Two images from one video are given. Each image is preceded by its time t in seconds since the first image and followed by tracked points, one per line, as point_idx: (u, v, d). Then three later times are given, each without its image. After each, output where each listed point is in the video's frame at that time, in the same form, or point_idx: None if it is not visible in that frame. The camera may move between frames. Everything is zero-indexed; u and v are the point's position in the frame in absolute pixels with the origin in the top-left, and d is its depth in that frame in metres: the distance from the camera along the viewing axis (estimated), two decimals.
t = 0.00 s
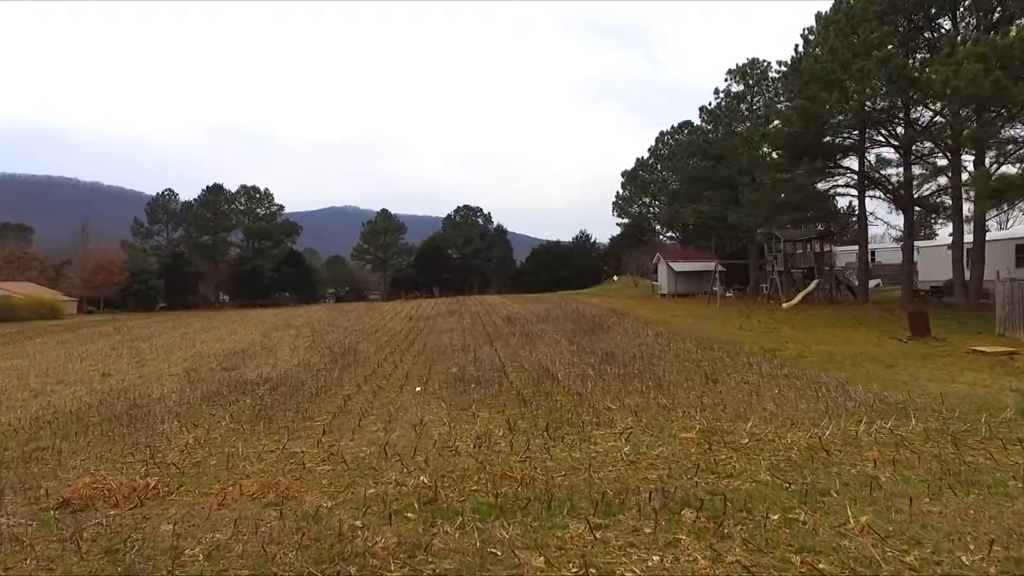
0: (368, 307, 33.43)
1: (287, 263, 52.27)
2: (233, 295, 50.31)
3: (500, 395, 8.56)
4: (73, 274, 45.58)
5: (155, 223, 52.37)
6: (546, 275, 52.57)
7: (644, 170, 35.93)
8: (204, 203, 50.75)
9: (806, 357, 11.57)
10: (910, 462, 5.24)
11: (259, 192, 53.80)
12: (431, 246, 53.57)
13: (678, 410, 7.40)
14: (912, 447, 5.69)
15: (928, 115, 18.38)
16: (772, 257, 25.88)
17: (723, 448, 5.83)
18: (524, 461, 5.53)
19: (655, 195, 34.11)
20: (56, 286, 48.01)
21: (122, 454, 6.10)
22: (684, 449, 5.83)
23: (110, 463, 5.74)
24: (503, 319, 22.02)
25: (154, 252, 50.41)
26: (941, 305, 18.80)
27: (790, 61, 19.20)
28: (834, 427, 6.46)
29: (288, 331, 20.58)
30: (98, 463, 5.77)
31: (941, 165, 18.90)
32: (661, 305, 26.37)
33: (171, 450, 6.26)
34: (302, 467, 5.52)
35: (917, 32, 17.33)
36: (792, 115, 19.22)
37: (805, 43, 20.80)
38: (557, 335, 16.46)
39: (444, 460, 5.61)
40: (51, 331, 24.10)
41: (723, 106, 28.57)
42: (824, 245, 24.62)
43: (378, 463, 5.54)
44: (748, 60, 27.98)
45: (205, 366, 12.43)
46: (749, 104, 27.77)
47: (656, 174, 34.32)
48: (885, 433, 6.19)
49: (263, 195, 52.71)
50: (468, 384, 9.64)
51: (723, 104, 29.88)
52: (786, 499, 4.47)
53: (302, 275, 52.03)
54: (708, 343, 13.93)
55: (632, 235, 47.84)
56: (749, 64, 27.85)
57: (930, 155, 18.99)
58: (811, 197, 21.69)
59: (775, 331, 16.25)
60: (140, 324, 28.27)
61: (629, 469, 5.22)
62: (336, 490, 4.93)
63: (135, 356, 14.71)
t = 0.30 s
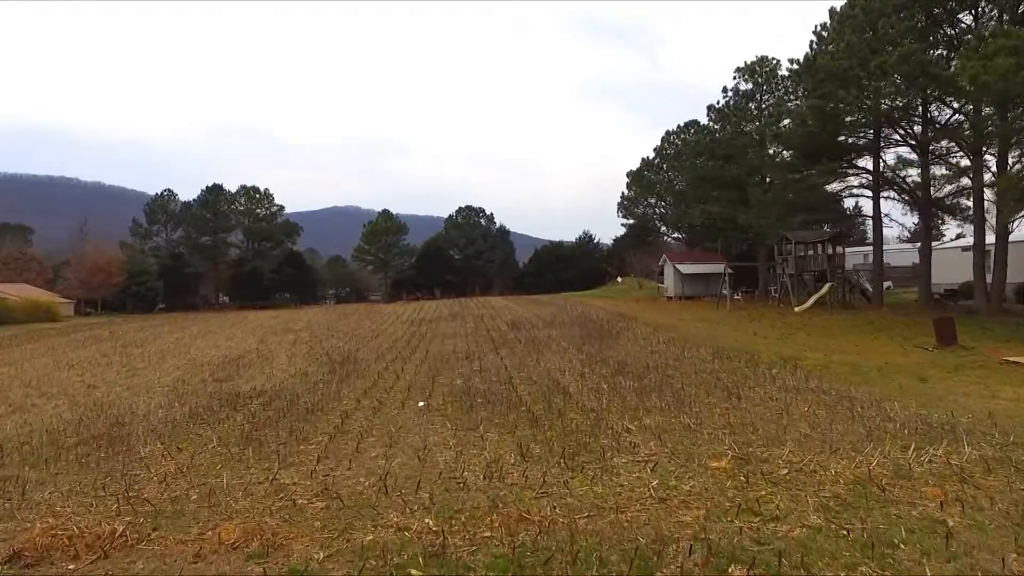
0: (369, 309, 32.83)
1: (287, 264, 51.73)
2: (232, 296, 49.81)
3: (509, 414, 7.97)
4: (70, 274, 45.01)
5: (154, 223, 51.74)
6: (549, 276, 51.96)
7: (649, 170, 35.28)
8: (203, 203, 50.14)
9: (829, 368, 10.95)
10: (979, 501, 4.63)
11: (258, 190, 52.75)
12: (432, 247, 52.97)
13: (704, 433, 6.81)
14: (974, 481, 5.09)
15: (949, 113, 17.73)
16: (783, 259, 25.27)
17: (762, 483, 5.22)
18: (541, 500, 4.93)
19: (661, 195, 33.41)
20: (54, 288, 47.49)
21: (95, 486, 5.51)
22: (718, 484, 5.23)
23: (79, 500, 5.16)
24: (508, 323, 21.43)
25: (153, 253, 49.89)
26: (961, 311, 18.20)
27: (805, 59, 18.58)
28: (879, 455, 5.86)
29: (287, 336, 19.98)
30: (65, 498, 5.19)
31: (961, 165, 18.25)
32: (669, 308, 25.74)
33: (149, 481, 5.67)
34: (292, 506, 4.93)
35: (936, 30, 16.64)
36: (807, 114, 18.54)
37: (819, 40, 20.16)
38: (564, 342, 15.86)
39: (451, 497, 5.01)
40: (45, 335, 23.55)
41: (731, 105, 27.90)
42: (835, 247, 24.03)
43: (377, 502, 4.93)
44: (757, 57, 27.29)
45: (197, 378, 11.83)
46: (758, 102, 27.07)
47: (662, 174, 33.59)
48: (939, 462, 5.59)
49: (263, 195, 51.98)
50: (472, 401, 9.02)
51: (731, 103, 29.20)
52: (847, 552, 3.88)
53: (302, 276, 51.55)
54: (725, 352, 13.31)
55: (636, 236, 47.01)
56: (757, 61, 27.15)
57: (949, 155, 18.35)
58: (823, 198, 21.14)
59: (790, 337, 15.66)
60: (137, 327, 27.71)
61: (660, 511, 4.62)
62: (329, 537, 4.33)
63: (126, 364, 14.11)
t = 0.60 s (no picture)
0: (370, 313, 32.24)
1: (287, 265, 51.08)
2: (231, 298, 49.32)
3: (520, 437, 7.39)
4: (67, 277, 44.44)
5: (153, 224, 51.04)
6: (552, 278, 51.36)
7: (655, 171, 34.65)
8: (201, 204, 49.25)
9: (856, 382, 10.34)
10: None
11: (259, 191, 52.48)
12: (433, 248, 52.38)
13: (737, 464, 6.22)
14: None
15: (971, 113, 17.07)
16: (794, 262, 24.68)
17: (814, 531, 4.62)
18: (564, 552, 4.33)
19: (667, 196, 32.77)
20: (51, 290, 46.95)
21: (60, 530, 4.91)
22: (763, 531, 4.63)
23: (39, 549, 4.56)
24: (513, 329, 20.80)
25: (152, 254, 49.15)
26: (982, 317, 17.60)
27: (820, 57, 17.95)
28: (937, 492, 5.26)
29: (285, 343, 19.38)
30: (24, 548, 4.59)
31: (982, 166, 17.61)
32: (677, 312, 25.15)
33: (120, 524, 5.06)
34: (280, 559, 4.33)
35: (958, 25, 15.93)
36: (823, 114, 17.87)
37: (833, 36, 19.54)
38: (573, 351, 15.26)
39: (462, 548, 4.41)
40: (36, 341, 22.98)
41: (739, 104, 27.25)
42: (848, 250, 23.43)
43: (377, 555, 4.33)
44: (766, 56, 26.63)
45: (188, 391, 11.24)
46: (768, 101, 26.42)
47: (668, 175, 32.97)
48: (1007, 503, 4.99)
49: (262, 195, 51.29)
50: (478, 421, 8.42)
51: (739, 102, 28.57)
52: None
53: (301, 278, 51.08)
54: (742, 364, 12.71)
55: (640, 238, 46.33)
56: (766, 59, 26.50)
57: (969, 155, 17.73)
58: (837, 200, 20.52)
59: (808, 346, 15.06)
60: (133, 331, 27.11)
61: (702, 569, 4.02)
62: None
63: (116, 374, 13.51)
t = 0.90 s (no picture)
0: (371, 317, 31.69)
1: (287, 267, 50.49)
2: (230, 300, 48.80)
3: (532, 469, 6.83)
4: (64, 280, 43.95)
5: (151, 225, 50.38)
6: (555, 280, 50.79)
7: (660, 172, 34.06)
8: (200, 205, 48.44)
9: (887, 400, 9.77)
10: None
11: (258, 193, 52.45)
12: (434, 250, 51.83)
13: (776, 506, 5.61)
14: None
15: (996, 113, 16.41)
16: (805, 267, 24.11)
17: None
18: None
19: (673, 198, 32.16)
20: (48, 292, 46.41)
21: None
22: None
23: None
24: (517, 336, 20.24)
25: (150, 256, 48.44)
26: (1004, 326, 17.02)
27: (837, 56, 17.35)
28: (1012, 545, 4.67)
29: (284, 351, 18.84)
30: None
31: (1005, 168, 16.97)
32: (685, 318, 24.58)
33: None
34: None
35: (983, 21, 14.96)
36: (842, 114, 17.24)
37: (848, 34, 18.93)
38: (580, 362, 14.71)
39: None
40: (29, 348, 22.45)
41: (748, 105, 26.61)
42: (861, 255, 22.86)
43: None
44: (776, 55, 26.02)
45: (179, 408, 10.67)
46: (778, 102, 25.82)
47: (673, 176, 32.34)
48: None
49: (262, 197, 50.96)
50: (487, 448, 7.83)
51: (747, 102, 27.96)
52: None
53: (301, 280, 50.71)
54: (761, 378, 12.14)
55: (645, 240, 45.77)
56: (775, 58, 25.87)
57: (991, 158, 17.14)
58: (852, 204, 19.95)
59: (825, 357, 14.49)
60: (131, 336, 26.61)
61: None
62: None
63: (105, 388, 12.96)
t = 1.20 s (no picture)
0: (371, 323, 31.06)
1: (286, 270, 49.73)
2: (229, 303, 48.31)
3: (547, 511, 6.26)
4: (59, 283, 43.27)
5: (148, 228, 49.67)
6: (558, 282, 50.21)
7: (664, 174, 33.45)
8: (198, 206, 47.70)
9: (920, 424, 9.16)
10: None
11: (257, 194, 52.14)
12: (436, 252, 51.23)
13: (823, 562, 5.03)
14: None
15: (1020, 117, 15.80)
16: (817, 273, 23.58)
17: None
18: None
19: (679, 201, 31.56)
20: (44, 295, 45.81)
21: None
22: None
23: None
24: (521, 345, 19.66)
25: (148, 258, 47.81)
26: None
27: (853, 56, 16.77)
28: None
29: (281, 361, 18.22)
30: None
31: None
32: (693, 325, 24.01)
33: None
34: None
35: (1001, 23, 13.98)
36: (860, 116, 16.63)
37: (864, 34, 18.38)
38: (589, 376, 14.13)
39: None
40: (20, 356, 21.86)
41: (756, 106, 26.02)
42: (874, 260, 22.27)
43: None
44: (786, 55, 25.46)
45: (167, 430, 10.08)
46: (788, 103, 25.26)
47: (678, 178, 31.73)
48: None
49: (261, 198, 50.51)
50: (496, 482, 7.25)
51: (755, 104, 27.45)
52: None
53: (301, 283, 50.08)
54: (781, 395, 11.58)
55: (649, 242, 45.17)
56: (785, 58, 25.34)
57: (1012, 161, 16.57)
58: (867, 209, 19.37)
59: (843, 370, 13.92)
60: (124, 342, 25.92)
61: None
62: None
63: (91, 404, 12.32)
